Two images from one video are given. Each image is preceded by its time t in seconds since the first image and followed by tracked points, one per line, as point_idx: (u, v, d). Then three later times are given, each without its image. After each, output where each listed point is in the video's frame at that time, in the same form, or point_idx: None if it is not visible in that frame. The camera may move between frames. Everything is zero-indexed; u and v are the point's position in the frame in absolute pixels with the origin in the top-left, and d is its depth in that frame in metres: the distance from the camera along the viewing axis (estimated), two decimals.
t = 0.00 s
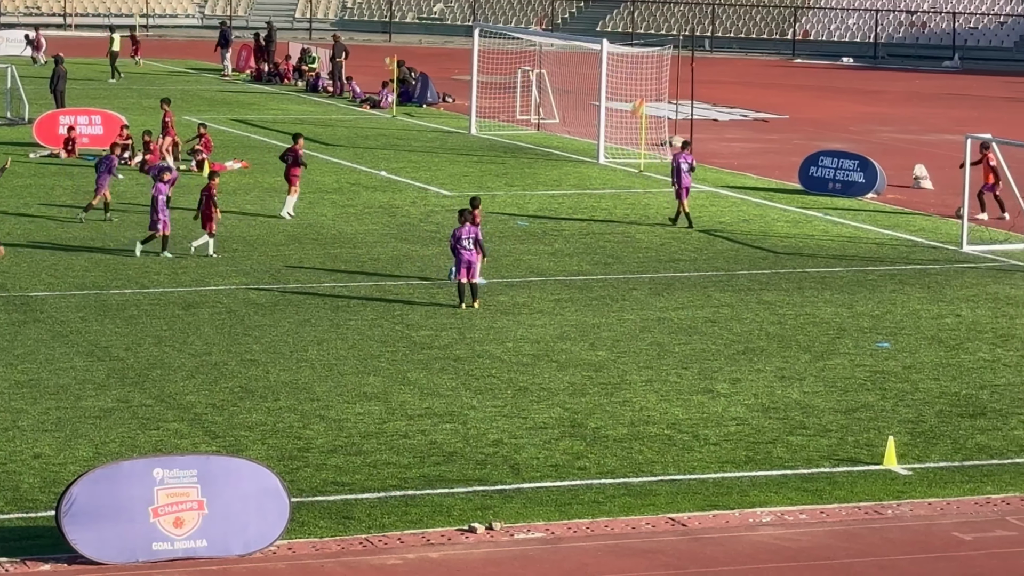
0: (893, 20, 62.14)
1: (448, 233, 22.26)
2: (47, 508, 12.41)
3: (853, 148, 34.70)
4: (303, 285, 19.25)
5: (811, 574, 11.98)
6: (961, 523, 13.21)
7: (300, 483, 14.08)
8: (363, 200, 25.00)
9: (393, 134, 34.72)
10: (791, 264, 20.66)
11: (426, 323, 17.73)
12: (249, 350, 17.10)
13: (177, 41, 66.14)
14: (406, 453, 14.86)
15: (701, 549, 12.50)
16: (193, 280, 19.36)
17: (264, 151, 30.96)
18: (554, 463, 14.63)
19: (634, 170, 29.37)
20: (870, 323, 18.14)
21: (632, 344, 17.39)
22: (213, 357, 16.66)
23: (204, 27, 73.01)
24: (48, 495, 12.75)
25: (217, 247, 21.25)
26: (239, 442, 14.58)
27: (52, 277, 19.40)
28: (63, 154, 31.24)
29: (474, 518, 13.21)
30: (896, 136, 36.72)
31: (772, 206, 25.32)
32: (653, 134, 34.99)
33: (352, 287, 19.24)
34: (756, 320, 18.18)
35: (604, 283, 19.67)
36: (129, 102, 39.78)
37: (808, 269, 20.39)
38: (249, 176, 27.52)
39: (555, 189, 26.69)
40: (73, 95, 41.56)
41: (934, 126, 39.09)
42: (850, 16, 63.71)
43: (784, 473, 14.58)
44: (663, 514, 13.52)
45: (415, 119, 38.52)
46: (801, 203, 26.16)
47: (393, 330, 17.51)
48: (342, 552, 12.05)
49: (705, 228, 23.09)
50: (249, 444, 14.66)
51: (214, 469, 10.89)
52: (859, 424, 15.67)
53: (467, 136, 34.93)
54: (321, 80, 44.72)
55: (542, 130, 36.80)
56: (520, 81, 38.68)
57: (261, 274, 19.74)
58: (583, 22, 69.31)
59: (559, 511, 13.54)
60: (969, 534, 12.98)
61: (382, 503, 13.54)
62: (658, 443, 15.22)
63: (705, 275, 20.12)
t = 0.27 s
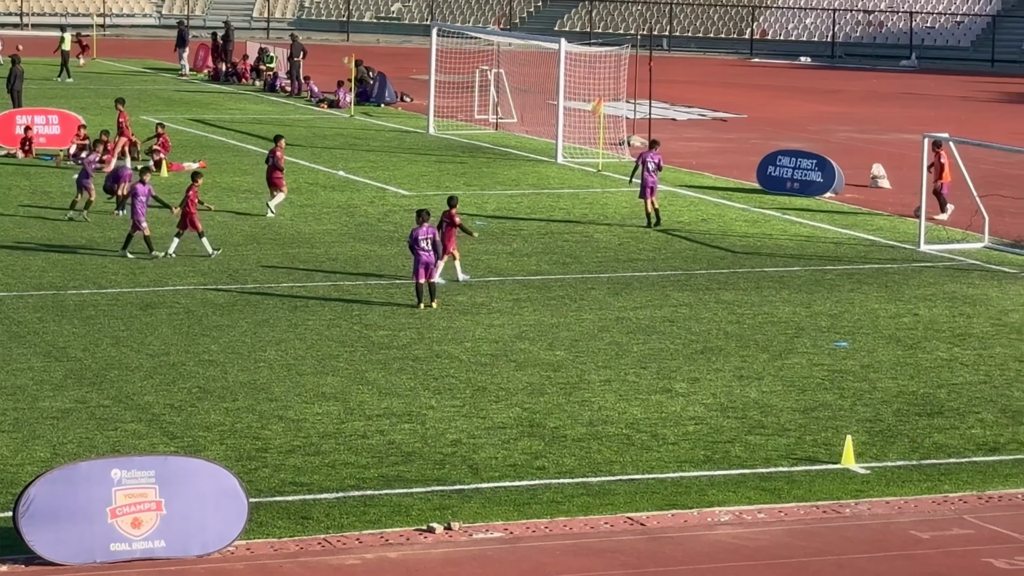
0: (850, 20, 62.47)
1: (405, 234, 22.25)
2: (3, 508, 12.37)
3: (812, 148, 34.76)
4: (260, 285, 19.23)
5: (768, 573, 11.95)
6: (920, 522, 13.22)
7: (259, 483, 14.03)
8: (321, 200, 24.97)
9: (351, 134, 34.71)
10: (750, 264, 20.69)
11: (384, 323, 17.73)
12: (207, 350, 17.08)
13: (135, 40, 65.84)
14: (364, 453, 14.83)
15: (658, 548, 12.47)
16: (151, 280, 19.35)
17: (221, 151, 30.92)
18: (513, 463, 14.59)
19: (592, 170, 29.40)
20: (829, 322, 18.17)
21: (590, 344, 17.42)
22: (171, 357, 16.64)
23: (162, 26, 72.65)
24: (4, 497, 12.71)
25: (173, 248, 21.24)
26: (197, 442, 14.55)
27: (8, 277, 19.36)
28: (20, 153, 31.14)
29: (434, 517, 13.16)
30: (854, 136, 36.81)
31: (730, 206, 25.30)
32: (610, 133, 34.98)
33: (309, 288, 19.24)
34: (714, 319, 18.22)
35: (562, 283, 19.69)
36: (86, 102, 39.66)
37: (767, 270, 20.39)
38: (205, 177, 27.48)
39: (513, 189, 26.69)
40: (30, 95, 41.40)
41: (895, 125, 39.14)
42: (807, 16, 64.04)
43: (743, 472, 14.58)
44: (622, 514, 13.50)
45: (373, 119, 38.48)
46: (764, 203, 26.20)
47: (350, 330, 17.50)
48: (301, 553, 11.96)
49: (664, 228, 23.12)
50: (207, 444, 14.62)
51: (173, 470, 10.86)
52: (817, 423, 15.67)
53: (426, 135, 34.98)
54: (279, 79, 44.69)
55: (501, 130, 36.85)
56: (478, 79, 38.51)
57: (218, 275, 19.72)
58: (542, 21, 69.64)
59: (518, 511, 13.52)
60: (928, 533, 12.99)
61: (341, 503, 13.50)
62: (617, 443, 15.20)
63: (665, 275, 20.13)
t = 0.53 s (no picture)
0: (803, 19, 62.46)
1: (359, 234, 22.33)
2: None
3: (766, 147, 34.86)
4: (213, 285, 19.23)
5: (721, 573, 11.89)
6: (873, 521, 13.18)
7: (213, 484, 13.96)
8: (276, 200, 25.00)
9: (304, 134, 34.79)
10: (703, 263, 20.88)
11: (337, 322, 17.75)
12: (160, 350, 17.07)
13: (87, 40, 65.39)
14: (319, 453, 14.78)
15: (611, 547, 12.41)
16: (105, 280, 19.39)
17: (174, 151, 30.93)
18: (467, 462, 14.54)
19: (546, 170, 29.63)
20: (782, 321, 18.25)
21: (544, 343, 17.47)
22: (125, 357, 16.62)
23: (114, 26, 72.13)
24: None
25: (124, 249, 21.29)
26: (151, 443, 14.50)
27: None
28: None
29: (388, 518, 13.10)
30: (808, 135, 36.96)
31: (682, 205, 25.56)
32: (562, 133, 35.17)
33: (262, 287, 19.26)
34: (668, 318, 18.30)
35: (516, 282, 19.76)
36: (38, 102, 39.53)
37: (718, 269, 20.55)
38: (157, 177, 27.54)
39: (467, 189, 26.74)
40: None
41: (849, 125, 39.27)
42: (761, 16, 64.33)
43: (697, 470, 14.56)
44: (575, 513, 13.46)
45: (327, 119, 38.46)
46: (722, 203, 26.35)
47: (304, 330, 17.52)
48: (257, 552, 11.90)
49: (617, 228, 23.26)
50: (161, 444, 14.57)
51: (127, 471, 10.60)
52: (771, 422, 15.68)
53: (379, 135, 35.10)
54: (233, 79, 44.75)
55: (454, 130, 36.99)
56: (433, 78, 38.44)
57: (172, 275, 19.72)
58: (495, 20, 69.81)
59: (473, 511, 13.49)
60: (880, 531, 12.97)
61: (295, 503, 13.46)
62: (571, 443, 15.17)
63: (619, 275, 20.24)
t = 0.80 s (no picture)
0: (756, 18, 63.14)
1: (313, 233, 22.64)
2: None
3: (720, 147, 35.12)
4: (168, 286, 19.30)
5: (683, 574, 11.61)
6: (828, 520, 13.02)
7: (167, 484, 13.80)
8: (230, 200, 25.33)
9: (259, 134, 35.05)
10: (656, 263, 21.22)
11: (293, 322, 17.85)
12: (115, 350, 17.05)
13: (41, 41, 65.06)
14: (274, 453, 14.60)
15: (566, 546, 12.20)
16: (58, 280, 19.41)
17: (130, 151, 31.15)
18: (422, 462, 14.42)
19: (501, 169, 30.14)
20: (737, 321, 18.40)
21: (499, 343, 17.53)
22: (79, 357, 16.59)
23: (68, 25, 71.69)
24: None
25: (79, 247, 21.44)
26: (105, 444, 14.38)
27: None
28: None
29: (343, 518, 12.89)
30: (762, 135, 37.25)
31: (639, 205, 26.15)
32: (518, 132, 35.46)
33: (218, 287, 19.37)
34: (623, 318, 18.45)
35: (471, 282, 19.97)
36: None
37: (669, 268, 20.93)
38: (112, 177, 27.83)
39: (422, 188, 27.23)
40: None
41: (802, 125, 39.43)
42: (714, 15, 64.80)
43: (652, 470, 14.43)
44: (531, 513, 13.26)
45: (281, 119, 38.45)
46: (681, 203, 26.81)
47: (259, 330, 17.59)
48: (210, 554, 11.49)
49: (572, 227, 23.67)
50: (115, 445, 14.45)
51: (82, 471, 10.26)
52: (725, 422, 15.65)
53: (334, 134, 35.33)
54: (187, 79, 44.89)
55: (409, 129, 37.02)
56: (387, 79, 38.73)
57: (127, 275, 19.79)
58: (449, 21, 70.32)
59: (428, 510, 13.27)
60: (836, 530, 12.79)
61: (250, 504, 13.24)
62: (526, 442, 15.07)
63: (574, 274, 20.53)
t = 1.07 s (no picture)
0: (716, 18, 63.30)
1: (273, 233, 23.00)
2: None
3: (680, 146, 35.36)
4: (128, 285, 19.42)
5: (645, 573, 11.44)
6: (787, 518, 12.86)
7: (127, 485, 13.63)
8: (190, 200, 25.72)
9: (218, 133, 35.26)
10: (614, 263, 21.59)
11: (252, 321, 17.97)
12: (73, 351, 17.04)
13: None
14: (234, 454, 14.43)
15: (527, 547, 12.01)
16: (17, 280, 19.41)
17: (90, 152, 31.29)
18: (383, 462, 14.29)
19: (462, 169, 30.57)
20: (696, 321, 18.60)
21: (459, 343, 17.59)
22: (38, 358, 16.55)
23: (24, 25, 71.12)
24: None
25: (39, 246, 21.67)
26: (65, 445, 14.27)
27: None
28: None
29: (303, 518, 12.73)
30: (721, 134, 37.45)
31: (598, 203, 26.63)
32: (478, 132, 35.67)
33: (178, 287, 19.51)
34: (583, 317, 18.66)
35: (431, 281, 20.20)
36: None
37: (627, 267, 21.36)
38: (72, 177, 28.04)
39: (382, 188, 27.65)
40: None
41: (761, 124, 39.59)
42: (673, 15, 65.04)
43: (612, 470, 14.34)
44: (492, 512, 13.11)
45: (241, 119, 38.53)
46: (645, 203, 27.24)
47: (218, 329, 17.67)
48: (171, 555, 11.32)
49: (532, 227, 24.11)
50: (75, 446, 14.33)
51: (41, 470, 10.28)
52: (685, 421, 15.59)
53: (293, 134, 35.52)
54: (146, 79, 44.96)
55: (369, 128, 37.23)
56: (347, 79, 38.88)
57: (86, 275, 19.87)
58: (408, 20, 70.50)
59: (388, 511, 13.10)
60: (795, 529, 12.61)
61: (209, 504, 13.07)
62: (487, 442, 14.96)
63: (533, 272, 20.92)
